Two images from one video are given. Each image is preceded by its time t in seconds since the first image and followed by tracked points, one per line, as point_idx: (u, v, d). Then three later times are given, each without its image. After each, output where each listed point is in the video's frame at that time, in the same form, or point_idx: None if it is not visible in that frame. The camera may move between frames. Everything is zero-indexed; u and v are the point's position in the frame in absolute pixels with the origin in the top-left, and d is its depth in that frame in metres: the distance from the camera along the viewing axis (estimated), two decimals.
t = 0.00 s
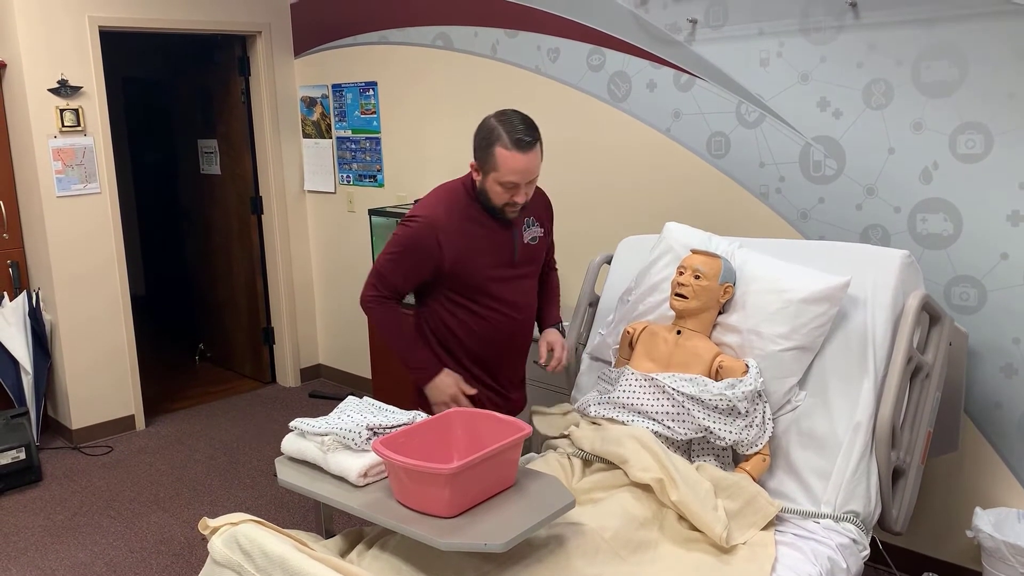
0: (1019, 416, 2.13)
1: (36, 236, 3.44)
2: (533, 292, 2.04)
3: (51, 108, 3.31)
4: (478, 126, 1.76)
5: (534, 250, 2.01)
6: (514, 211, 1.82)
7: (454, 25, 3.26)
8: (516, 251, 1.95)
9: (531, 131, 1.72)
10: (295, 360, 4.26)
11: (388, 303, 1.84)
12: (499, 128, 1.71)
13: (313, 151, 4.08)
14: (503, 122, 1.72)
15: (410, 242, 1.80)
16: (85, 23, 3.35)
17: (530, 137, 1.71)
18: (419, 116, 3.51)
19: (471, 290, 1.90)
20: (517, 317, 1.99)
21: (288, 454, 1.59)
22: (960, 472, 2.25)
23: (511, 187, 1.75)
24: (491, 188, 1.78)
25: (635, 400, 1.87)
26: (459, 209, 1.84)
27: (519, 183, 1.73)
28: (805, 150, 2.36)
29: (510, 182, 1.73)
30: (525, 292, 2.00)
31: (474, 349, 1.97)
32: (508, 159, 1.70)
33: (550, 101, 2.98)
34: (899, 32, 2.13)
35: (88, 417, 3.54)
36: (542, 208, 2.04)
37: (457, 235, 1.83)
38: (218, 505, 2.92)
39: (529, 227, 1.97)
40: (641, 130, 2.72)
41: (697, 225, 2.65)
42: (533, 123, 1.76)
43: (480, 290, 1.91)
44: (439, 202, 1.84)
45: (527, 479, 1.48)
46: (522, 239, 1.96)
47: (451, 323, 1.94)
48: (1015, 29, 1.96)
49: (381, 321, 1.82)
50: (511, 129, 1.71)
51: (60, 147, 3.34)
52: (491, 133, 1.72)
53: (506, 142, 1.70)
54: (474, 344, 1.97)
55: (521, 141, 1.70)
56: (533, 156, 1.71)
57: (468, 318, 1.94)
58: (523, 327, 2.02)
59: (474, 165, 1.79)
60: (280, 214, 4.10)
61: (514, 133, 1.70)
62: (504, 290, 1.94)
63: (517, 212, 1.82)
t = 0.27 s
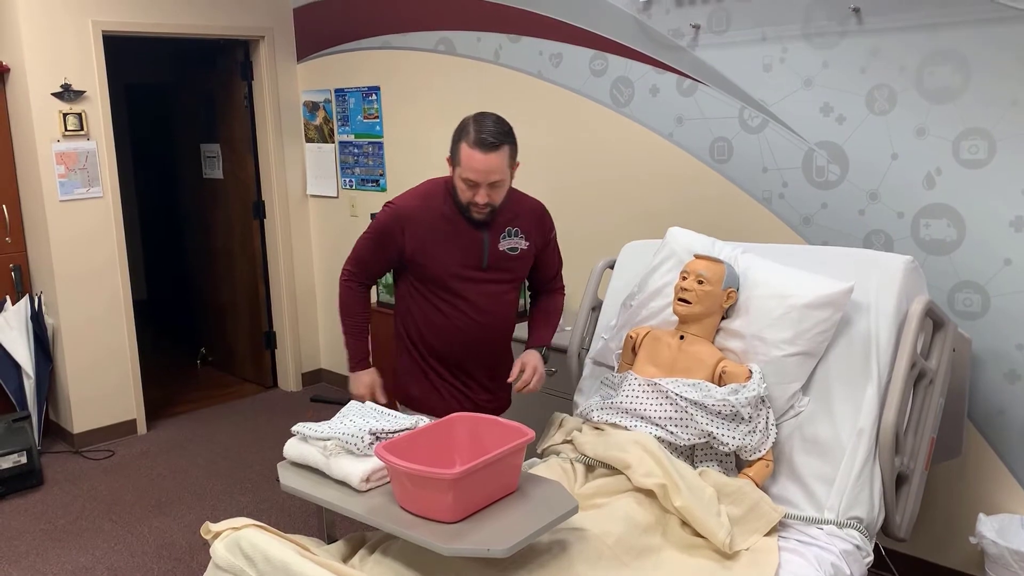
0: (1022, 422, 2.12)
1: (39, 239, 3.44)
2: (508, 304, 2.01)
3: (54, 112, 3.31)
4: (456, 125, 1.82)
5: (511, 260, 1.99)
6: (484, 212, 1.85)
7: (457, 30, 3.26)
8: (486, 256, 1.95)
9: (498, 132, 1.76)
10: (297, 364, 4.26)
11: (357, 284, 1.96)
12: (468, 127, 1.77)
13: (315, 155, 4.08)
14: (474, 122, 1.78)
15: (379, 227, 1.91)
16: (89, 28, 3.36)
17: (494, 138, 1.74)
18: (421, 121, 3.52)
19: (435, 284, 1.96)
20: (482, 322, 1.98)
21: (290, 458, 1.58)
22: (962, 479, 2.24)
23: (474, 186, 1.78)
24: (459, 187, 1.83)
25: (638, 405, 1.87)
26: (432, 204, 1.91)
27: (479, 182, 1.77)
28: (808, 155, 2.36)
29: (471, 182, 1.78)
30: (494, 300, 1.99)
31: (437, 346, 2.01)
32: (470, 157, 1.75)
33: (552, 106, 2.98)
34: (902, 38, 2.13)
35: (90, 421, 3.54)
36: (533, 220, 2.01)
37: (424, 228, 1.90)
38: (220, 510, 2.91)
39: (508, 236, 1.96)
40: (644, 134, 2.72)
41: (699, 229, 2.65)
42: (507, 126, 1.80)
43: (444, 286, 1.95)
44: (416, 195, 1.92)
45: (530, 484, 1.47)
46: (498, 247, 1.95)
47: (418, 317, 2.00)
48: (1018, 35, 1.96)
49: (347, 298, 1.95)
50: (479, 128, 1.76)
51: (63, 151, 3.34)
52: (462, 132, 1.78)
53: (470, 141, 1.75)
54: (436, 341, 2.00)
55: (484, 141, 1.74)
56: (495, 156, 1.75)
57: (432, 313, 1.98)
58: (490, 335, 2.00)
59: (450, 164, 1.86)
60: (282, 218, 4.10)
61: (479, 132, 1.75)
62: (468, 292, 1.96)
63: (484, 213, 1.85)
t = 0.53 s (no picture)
0: None
1: (42, 241, 3.45)
2: (477, 311, 1.96)
3: (58, 114, 3.32)
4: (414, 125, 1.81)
5: (480, 265, 1.94)
6: (446, 211, 1.82)
7: (461, 34, 3.26)
8: (452, 260, 1.91)
9: (453, 128, 1.74)
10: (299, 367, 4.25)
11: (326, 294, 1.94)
12: (422, 125, 1.76)
13: (318, 158, 4.08)
14: (428, 120, 1.76)
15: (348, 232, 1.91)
16: (93, 31, 3.37)
17: (446, 133, 1.72)
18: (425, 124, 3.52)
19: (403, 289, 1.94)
20: (449, 328, 1.94)
21: (292, 461, 1.58)
22: (966, 485, 2.24)
23: (431, 184, 1.76)
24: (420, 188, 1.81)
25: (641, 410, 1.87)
26: (400, 208, 1.90)
27: (436, 179, 1.74)
28: (812, 160, 2.36)
29: (427, 181, 1.76)
30: (461, 305, 1.94)
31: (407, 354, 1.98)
32: (423, 154, 1.73)
33: (556, 110, 2.98)
34: (906, 42, 2.13)
35: (92, 423, 3.54)
36: (504, 226, 1.95)
37: (391, 232, 1.90)
38: (222, 513, 2.91)
39: (476, 240, 1.92)
40: (648, 139, 2.72)
41: (703, 234, 2.64)
42: (464, 123, 1.77)
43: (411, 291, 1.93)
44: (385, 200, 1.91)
45: (533, 488, 1.47)
46: (464, 251, 1.91)
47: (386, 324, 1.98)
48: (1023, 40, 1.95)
49: (312, 311, 1.92)
50: (433, 125, 1.75)
51: (66, 154, 3.34)
52: (417, 130, 1.77)
53: (422, 137, 1.73)
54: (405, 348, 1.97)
55: (437, 136, 1.72)
56: (448, 151, 1.72)
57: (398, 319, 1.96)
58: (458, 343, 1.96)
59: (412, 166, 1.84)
60: (285, 221, 4.10)
61: (431, 128, 1.73)
62: (434, 297, 1.93)
63: (446, 212, 1.82)
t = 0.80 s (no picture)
0: None
1: (48, 242, 3.46)
2: (431, 319, 1.91)
3: (64, 115, 3.33)
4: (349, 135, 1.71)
5: (430, 273, 1.85)
6: (398, 220, 1.71)
7: (466, 36, 3.26)
8: (401, 272, 1.82)
9: (393, 131, 1.65)
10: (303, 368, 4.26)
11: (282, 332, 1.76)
12: (358, 133, 1.65)
13: (323, 160, 4.07)
14: (364, 127, 1.65)
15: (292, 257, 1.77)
16: (99, 32, 3.38)
17: (388, 136, 1.63)
18: (429, 126, 3.52)
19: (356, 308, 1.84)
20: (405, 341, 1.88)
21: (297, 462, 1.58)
22: (972, 488, 2.23)
23: (379, 192, 1.65)
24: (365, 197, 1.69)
25: (646, 413, 1.86)
26: (342, 224, 1.78)
27: (385, 185, 1.64)
28: (817, 162, 2.36)
29: (375, 187, 1.64)
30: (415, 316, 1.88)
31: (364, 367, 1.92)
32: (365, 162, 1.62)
33: (561, 112, 2.98)
34: (912, 45, 2.13)
35: (97, 423, 3.54)
36: (447, 229, 1.87)
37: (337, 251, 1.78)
38: (226, 514, 2.91)
39: (421, 248, 1.83)
40: (653, 141, 2.72)
41: (708, 236, 2.64)
42: (401, 126, 1.69)
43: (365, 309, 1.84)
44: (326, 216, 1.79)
45: (537, 489, 1.47)
46: (410, 260, 1.82)
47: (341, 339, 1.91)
48: None
49: (269, 354, 1.72)
50: (371, 131, 1.64)
51: (72, 154, 3.35)
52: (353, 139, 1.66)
53: (362, 144, 1.62)
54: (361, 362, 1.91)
55: (378, 142, 1.62)
56: (394, 155, 1.62)
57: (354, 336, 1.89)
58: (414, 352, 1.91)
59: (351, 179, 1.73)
60: (290, 222, 4.11)
61: (371, 134, 1.63)
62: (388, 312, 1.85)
63: (396, 222, 1.71)
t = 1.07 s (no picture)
0: None
1: (55, 241, 3.47)
2: (417, 318, 1.92)
3: (71, 115, 3.34)
4: (332, 142, 1.70)
5: (416, 273, 1.87)
6: (396, 220, 1.72)
7: (471, 35, 3.27)
8: (389, 274, 1.83)
9: (382, 131, 1.67)
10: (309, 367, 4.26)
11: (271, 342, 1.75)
12: (348, 136, 1.65)
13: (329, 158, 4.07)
14: (353, 130, 1.66)
15: (277, 267, 1.74)
16: (106, 32, 3.39)
17: (382, 135, 1.65)
18: (435, 125, 3.52)
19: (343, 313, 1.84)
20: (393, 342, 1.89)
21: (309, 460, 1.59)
22: (979, 488, 2.22)
23: (380, 191, 1.66)
24: (362, 201, 1.68)
25: (652, 412, 1.86)
26: (327, 229, 1.77)
27: (387, 183, 1.65)
28: (823, 161, 2.35)
29: (375, 186, 1.64)
30: (403, 316, 1.89)
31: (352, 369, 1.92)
32: (364, 162, 1.63)
33: (567, 111, 2.98)
34: (918, 44, 2.12)
35: (104, 422, 3.56)
36: (430, 228, 1.88)
37: (324, 257, 1.77)
38: (233, 512, 2.92)
39: (407, 249, 1.84)
40: (658, 140, 2.72)
41: (714, 234, 2.64)
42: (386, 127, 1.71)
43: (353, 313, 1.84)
44: (308, 222, 1.77)
45: (544, 487, 1.47)
46: (396, 261, 1.83)
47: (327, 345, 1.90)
48: None
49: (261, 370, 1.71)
50: (362, 133, 1.65)
51: (79, 154, 3.36)
52: (343, 143, 1.66)
53: (358, 146, 1.63)
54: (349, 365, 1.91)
55: (374, 141, 1.64)
56: (391, 152, 1.64)
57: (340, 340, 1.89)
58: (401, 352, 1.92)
59: (341, 186, 1.72)
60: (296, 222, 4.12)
61: (364, 135, 1.64)
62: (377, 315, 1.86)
63: (395, 221, 1.72)
